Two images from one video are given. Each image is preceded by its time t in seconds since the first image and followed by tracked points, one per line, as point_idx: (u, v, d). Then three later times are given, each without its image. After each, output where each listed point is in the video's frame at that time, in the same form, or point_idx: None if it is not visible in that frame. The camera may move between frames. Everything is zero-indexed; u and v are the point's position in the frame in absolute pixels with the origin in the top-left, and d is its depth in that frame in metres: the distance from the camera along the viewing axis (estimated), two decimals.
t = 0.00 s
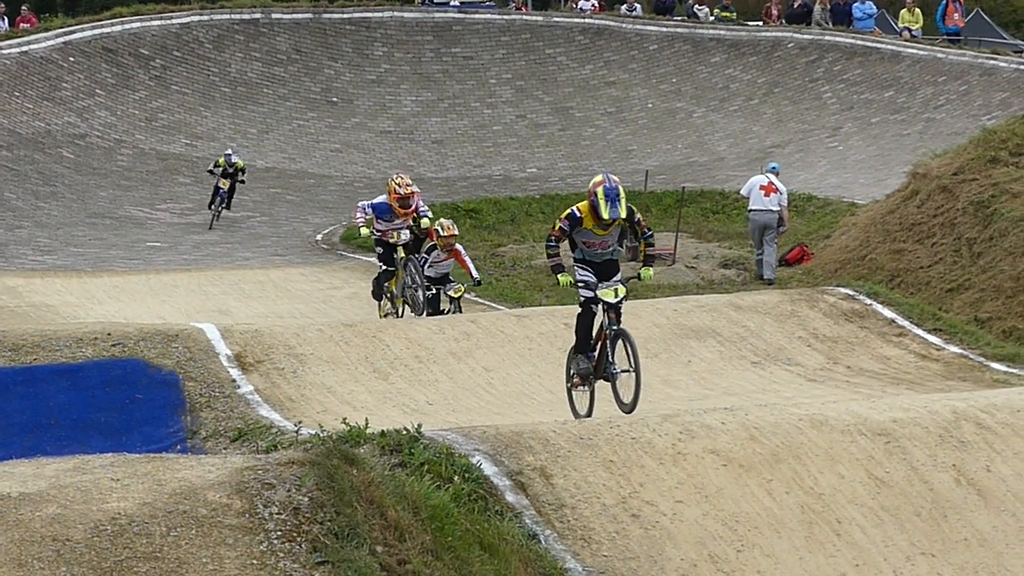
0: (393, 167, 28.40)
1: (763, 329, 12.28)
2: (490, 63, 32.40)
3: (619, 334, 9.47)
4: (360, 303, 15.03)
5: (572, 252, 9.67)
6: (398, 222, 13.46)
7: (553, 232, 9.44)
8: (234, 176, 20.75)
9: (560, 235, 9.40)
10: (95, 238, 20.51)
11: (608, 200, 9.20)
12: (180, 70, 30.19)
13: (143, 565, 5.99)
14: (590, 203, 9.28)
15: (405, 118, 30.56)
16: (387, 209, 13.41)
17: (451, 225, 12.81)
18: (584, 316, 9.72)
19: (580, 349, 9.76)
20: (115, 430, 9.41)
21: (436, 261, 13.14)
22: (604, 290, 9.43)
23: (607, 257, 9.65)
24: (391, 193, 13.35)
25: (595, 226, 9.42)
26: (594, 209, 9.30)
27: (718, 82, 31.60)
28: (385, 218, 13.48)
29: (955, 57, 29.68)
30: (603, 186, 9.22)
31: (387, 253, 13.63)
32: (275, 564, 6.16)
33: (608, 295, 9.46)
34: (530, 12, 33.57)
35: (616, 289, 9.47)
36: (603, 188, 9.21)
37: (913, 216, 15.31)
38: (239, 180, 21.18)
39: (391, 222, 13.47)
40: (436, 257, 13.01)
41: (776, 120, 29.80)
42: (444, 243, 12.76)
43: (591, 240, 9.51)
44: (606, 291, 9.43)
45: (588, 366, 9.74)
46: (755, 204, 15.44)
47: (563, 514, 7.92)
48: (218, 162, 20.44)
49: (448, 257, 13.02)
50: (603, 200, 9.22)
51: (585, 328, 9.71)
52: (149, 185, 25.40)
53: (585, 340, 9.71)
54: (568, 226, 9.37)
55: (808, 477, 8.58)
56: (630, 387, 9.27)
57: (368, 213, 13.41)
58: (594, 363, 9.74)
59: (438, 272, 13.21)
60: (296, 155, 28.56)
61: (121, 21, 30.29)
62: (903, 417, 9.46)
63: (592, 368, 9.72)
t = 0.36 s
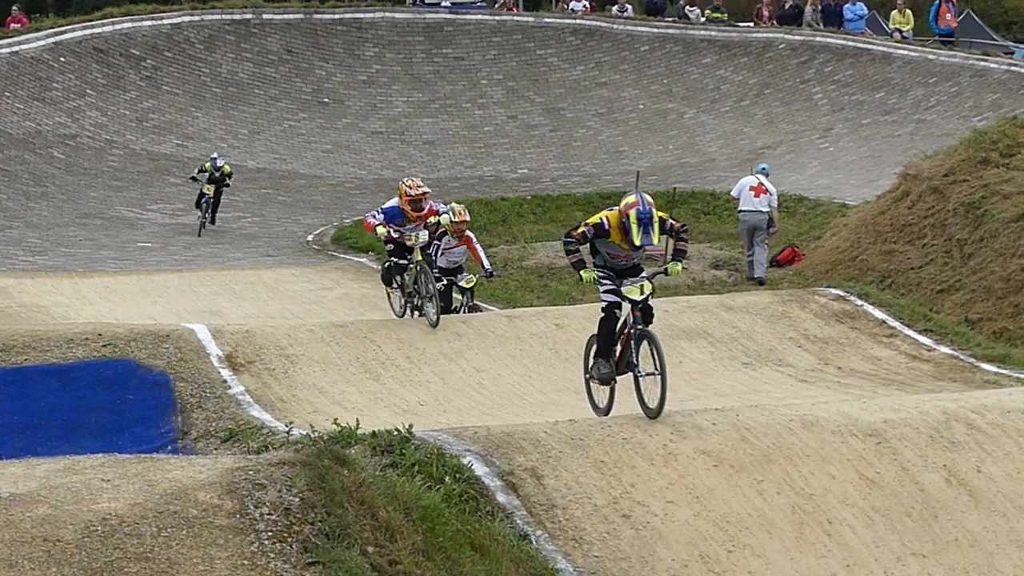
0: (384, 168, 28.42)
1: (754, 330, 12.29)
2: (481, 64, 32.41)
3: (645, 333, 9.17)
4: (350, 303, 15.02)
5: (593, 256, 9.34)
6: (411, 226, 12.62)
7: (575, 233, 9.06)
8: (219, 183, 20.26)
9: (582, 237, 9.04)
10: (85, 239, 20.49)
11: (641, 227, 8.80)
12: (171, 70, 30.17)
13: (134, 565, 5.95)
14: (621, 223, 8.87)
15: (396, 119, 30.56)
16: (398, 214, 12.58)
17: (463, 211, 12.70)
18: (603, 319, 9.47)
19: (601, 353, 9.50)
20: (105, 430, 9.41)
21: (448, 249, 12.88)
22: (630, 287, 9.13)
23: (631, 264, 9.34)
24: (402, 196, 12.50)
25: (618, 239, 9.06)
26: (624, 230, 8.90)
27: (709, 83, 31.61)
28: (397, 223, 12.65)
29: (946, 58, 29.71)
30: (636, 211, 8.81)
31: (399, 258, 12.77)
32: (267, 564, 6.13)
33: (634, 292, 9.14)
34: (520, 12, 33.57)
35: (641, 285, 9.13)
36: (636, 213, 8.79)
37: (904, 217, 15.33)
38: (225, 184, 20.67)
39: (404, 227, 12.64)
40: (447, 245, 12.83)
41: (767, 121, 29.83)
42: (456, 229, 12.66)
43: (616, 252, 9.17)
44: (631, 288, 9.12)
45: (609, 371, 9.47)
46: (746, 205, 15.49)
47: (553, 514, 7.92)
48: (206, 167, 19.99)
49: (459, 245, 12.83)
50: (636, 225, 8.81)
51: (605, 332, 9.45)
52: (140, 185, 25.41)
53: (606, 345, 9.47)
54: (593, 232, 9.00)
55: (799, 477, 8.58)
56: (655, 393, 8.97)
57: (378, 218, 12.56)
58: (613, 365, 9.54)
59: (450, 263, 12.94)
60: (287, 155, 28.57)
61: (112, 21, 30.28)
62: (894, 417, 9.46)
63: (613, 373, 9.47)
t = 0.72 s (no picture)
0: (383, 165, 28.40)
1: (753, 327, 12.30)
2: (480, 61, 32.43)
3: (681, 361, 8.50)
4: (349, 300, 15.01)
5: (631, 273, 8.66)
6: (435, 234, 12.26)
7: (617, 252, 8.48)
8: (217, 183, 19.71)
9: (623, 257, 8.45)
10: (84, 236, 20.48)
11: (684, 258, 8.00)
12: (169, 68, 30.16)
13: (134, 564, 5.94)
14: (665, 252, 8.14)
15: (395, 116, 30.55)
16: (421, 221, 12.15)
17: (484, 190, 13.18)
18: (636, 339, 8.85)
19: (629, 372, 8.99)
20: (105, 428, 9.41)
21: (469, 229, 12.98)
22: (675, 308, 8.48)
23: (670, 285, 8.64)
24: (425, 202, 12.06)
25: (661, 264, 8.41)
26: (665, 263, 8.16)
27: (708, 80, 31.62)
28: (418, 230, 12.24)
29: (944, 54, 29.73)
30: (682, 243, 8.03)
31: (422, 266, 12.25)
32: (266, 562, 6.11)
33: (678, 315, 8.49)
34: (519, 9, 33.61)
35: (687, 307, 8.51)
36: (680, 246, 8.01)
37: (902, 214, 15.34)
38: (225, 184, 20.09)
39: (426, 234, 12.24)
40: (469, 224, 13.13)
41: (766, 117, 29.83)
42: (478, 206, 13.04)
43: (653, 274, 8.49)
44: (676, 310, 8.47)
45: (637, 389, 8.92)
46: (744, 201, 15.53)
47: (553, 511, 7.92)
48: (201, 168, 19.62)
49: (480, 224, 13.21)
50: (677, 259, 8.03)
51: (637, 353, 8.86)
52: (138, 183, 25.38)
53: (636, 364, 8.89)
54: (636, 253, 8.39)
55: (798, 475, 8.57)
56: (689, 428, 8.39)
57: (400, 227, 12.10)
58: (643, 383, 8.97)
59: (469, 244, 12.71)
60: (286, 153, 28.56)
61: (110, 19, 30.28)
62: (893, 414, 9.46)
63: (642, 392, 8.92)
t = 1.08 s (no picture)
0: (382, 165, 28.42)
1: (752, 327, 12.31)
2: (479, 61, 32.44)
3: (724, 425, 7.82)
4: (348, 300, 15.02)
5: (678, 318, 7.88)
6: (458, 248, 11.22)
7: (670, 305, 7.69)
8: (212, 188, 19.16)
9: (678, 311, 7.63)
10: (83, 237, 20.48)
11: (730, 294, 7.25)
12: (168, 68, 30.15)
13: (132, 564, 5.90)
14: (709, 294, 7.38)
15: (393, 117, 30.56)
16: (445, 234, 11.15)
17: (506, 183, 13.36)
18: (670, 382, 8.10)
19: (656, 411, 8.26)
20: (103, 428, 9.40)
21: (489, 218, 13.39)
22: (726, 372, 7.56)
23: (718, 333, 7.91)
24: (449, 215, 11.02)
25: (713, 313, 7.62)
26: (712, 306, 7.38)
27: (706, 80, 31.62)
28: (441, 241, 11.25)
29: (943, 54, 29.73)
30: (725, 278, 7.29)
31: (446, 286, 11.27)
32: (264, 563, 6.08)
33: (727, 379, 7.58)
34: (518, 9, 33.61)
35: (738, 372, 7.55)
36: (725, 283, 7.26)
37: (901, 214, 15.35)
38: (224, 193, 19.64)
39: (449, 247, 11.25)
40: (489, 215, 13.31)
41: (765, 117, 29.84)
42: (501, 198, 13.25)
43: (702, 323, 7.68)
44: (726, 374, 7.56)
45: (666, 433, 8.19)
46: (742, 201, 15.54)
47: (551, 512, 7.91)
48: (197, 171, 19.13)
49: (502, 216, 13.38)
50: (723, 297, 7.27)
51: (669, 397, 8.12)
52: (137, 183, 25.39)
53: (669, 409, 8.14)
54: (686, 301, 7.62)
55: (796, 475, 8.55)
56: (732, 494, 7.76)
57: (423, 242, 11.10)
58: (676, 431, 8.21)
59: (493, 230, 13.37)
60: (284, 153, 28.56)
61: (109, 19, 30.28)
62: (892, 414, 9.43)
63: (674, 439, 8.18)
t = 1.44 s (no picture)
0: (376, 165, 28.44)
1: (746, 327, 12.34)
2: (473, 61, 32.43)
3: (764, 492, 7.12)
4: (340, 300, 15.02)
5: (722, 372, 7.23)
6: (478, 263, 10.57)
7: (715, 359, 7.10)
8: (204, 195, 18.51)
9: (723, 366, 7.05)
10: (76, 237, 20.46)
11: (779, 338, 6.48)
12: (161, 68, 30.10)
13: (125, 564, 5.87)
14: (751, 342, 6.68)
15: (387, 116, 30.57)
16: (464, 249, 10.57)
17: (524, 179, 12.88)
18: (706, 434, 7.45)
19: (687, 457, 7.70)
20: (97, 427, 9.38)
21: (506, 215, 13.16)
22: (767, 440, 7.02)
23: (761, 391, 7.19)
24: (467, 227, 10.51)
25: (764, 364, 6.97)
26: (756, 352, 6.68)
27: (700, 79, 31.64)
28: (462, 259, 10.67)
29: (936, 54, 29.78)
30: (769, 319, 6.54)
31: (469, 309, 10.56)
32: (258, 563, 6.05)
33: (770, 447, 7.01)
34: (512, 9, 33.60)
35: (781, 440, 7.00)
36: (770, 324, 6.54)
37: (895, 213, 15.37)
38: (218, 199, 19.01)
39: (469, 263, 10.66)
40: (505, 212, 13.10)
41: (759, 117, 29.88)
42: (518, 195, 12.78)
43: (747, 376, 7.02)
44: (767, 442, 7.01)
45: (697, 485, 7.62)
46: (734, 200, 15.58)
47: (546, 512, 7.89)
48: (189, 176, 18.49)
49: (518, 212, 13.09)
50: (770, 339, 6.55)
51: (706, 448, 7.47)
52: (131, 184, 25.38)
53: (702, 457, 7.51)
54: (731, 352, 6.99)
55: (790, 475, 8.52)
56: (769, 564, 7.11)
57: (443, 257, 10.51)
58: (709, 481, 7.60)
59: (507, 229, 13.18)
60: (278, 153, 28.56)
61: (102, 19, 30.23)
62: (885, 414, 9.42)
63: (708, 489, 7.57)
